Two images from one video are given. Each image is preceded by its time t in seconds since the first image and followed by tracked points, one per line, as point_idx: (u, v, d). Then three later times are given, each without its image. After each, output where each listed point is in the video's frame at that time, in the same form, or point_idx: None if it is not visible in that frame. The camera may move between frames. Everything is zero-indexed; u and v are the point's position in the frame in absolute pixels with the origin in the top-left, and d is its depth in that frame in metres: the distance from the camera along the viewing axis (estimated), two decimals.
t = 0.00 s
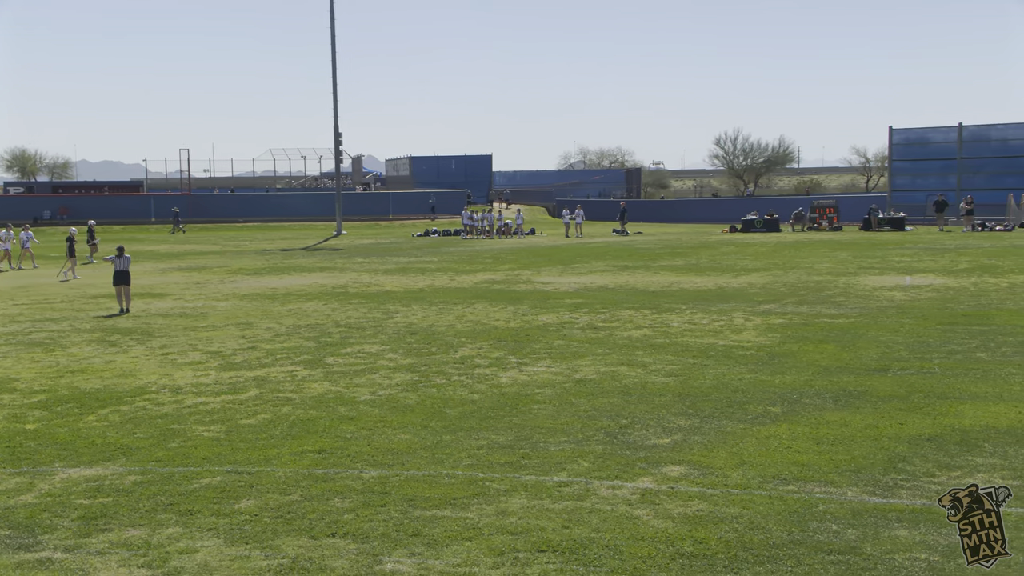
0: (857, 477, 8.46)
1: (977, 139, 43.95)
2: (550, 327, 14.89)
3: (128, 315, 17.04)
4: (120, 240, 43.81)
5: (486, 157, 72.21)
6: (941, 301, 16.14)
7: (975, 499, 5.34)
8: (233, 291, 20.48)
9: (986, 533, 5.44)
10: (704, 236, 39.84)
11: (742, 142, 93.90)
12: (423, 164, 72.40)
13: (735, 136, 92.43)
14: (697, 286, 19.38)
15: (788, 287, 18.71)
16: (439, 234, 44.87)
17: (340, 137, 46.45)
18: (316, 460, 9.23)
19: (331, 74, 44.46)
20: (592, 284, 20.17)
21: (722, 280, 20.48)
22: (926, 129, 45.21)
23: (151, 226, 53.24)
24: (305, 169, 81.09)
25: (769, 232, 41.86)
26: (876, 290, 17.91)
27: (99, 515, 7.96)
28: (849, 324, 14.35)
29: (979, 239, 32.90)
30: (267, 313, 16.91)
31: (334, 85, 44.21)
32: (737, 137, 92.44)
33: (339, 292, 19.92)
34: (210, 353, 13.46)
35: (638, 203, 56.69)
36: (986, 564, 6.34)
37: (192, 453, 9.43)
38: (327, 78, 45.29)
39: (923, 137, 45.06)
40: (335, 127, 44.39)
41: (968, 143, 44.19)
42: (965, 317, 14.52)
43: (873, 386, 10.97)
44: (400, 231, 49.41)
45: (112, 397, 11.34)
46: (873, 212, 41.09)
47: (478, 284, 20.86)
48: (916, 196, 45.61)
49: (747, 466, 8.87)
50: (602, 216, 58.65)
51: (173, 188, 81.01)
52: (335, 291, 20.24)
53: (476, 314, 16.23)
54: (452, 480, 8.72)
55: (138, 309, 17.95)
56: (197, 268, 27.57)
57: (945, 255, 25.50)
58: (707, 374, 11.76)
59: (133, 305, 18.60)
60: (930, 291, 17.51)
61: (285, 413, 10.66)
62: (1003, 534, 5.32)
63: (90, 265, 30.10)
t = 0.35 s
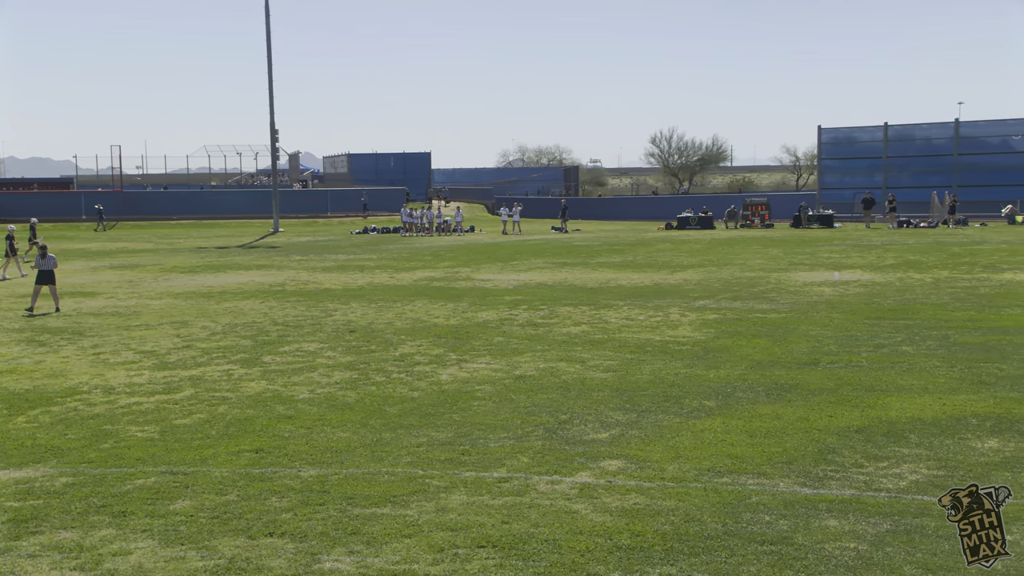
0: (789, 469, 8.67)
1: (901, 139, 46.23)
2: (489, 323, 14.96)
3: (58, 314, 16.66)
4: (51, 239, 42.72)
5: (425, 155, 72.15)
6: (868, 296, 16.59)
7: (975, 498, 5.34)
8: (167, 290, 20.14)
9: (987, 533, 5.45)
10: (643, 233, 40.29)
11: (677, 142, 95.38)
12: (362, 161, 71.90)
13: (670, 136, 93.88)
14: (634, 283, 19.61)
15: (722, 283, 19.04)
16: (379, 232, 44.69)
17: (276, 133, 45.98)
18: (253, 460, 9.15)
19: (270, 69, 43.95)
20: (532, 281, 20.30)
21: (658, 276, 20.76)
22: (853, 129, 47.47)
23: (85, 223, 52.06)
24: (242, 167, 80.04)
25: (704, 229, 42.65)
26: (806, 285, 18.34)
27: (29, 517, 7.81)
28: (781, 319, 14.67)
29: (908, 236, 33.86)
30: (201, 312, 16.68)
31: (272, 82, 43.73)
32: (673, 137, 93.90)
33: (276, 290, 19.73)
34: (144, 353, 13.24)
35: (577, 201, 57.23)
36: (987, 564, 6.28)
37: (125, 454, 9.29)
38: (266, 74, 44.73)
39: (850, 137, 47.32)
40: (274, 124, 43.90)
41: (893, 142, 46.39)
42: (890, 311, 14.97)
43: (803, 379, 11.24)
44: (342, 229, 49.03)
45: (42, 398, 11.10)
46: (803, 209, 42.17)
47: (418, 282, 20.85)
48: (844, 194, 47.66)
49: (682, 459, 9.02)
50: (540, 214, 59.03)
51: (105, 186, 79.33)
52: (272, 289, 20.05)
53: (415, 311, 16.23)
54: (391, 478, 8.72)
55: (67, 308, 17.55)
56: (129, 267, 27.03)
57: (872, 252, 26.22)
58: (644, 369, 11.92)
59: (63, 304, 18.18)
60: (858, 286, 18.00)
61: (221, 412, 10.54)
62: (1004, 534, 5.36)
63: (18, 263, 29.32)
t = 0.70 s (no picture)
0: (743, 463, 8.76)
1: (852, 137, 47.06)
2: (447, 321, 14.94)
3: (5, 314, 16.30)
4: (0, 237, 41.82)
5: (382, 151, 71.79)
6: (821, 292, 16.83)
7: (975, 499, 5.42)
8: (119, 289, 19.81)
9: (986, 533, 5.54)
10: (601, 230, 40.42)
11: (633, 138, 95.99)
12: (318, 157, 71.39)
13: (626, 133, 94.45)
14: (591, 280, 19.68)
15: (679, 280, 19.19)
16: (337, 229, 44.41)
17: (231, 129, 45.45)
18: (208, 460, 9.05)
19: (224, 65, 43.37)
20: (490, 278, 20.30)
21: (615, 273, 20.87)
22: (806, 127, 48.18)
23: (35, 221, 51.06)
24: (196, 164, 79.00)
25: (659, 226, 43.01)
26: (761, 282, 18.54)
27: None
28: (736, 315, 14.83)
29: (860, 232, 34.40)
30: (153, 310, 16.45)
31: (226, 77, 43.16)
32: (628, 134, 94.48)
33: (231, 288, 19.51)
34: (95, 352, 13.02)
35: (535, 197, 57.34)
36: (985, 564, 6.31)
37: (76, 454, 9.14)
38: (222, 69, 44.15)
39: (803, 135, 48.07)
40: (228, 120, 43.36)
41: (844, 139, 47.19)
42: (842, 307, 15.18)
43: (758, 374, 11.38)
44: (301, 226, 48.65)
45: None
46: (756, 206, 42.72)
47: (375, 279, 20.74)
48: (797, 191, 48.30)
49: (639, 455, 9.09)
50: (497, 210, 59.06)
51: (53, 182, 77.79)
52: (226, 287, 19.83)
53: (373, 309, 16.15)
54: (349, 476, 8.67)
55: (15, 307, 17.18)
56: (79, 264, 26.56)
57: (824, 248, 26.60)
58: (601, 366, 11.99)
59: (11, 303, 17.79)
60: (810, 282, 18.26)
61: (175, 412, 10.42)
62: (1004, 534, 5.43)
63: None
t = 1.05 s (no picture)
0: (718, 461, 8.81)
1: (825, 136, 47.39)
2: (424, 320, 14.92)
3: None
4: None
5: (357, 150, 71.50)
6: (795, 291, 16.94)
7: (974, 498, 5.65)
8: (91, 289, 19.60)
9: (985, 533, 5.79)
10: (576, 229, 40.59)
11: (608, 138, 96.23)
12: (293, 157, 71.03)
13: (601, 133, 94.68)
14: (567, 279, 19.69)
15: (654, 279, 19.27)
16: (312, 228, 44.22)
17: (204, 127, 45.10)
18: (181, 461, 8.99)
19: (197, 63, 43.00)
20: (466, 278, 20.28)
21: (591, 272, 20.91)
22: (780, 127, 48.48)
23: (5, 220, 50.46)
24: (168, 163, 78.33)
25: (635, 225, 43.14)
26: (735, 281, 18.62)
27: None
28: (711, 313, 14.91)
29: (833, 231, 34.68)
30: (126, 311, 16.31)
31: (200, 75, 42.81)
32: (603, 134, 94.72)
33: (204, 288, 19.36)
34: (66, 353, 12.90)
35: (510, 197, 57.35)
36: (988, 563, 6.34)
37: (48, 456, 9.04)
38: (195, 68, 43.78)
39: (776, 134, 48.34)
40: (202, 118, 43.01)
41: (817, 139, 47.52)
42: (815, 306, 15.27)
43: (732, 372, 11.46)
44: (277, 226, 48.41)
45: None
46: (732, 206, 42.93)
47: (351, 279, 20.64)
48: (771, 190, 48.60)
49: (615, 453, 9.11)
50: (472, 210, 59.06)
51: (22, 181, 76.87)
52: (200, 287, 19.68)
53: (348, 309, 16.09)
54: (324, 477, 8.64)
55: None
56: (50, 264, 26.27)
57: (798, 247, 26.77)
58: (577, 365, 12.02)
59: None
60: (784, 281, 18.38)
61: (148, 413, 10.34)
62: (1004, 535, 5.63)
63: None
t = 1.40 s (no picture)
0: (709, 461, 8.82)
1: (815, 137, 47.51)
2: (415, 321, 14.91)
3: None
4: None
5: (348, 150, 71.40)
6: (786, 291, 16.98)
7: (975, 499, 5.54)
8: (81, 289, 19.53)
9: (987, 532, 5.67)
10: (568, 229, 40.63)
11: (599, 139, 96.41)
12: (283, 156, 70.89)
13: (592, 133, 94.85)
14: (558, 279, 19.72)
15: (645, 279, 19.30)
16: (303, 228, 44.14)
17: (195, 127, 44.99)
18: (172, 462, 8.96)
19: (187, 63, 42.86)
20: (457, 278, 20.28)
21: (583, 272, 20.91)
22: (770, 128, 48.59)
23: None
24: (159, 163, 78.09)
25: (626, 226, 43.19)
26: (726, 281, 18.66)
27: None
28: (702, 313, 14.94)
29: (823, 232, 34.78)
30: (116, 311, 16.27)
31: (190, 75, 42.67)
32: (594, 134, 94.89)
33: (195, 289, 19.33)
34: (56, 353, 12.86)
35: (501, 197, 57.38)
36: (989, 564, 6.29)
37: (38, 457, 9.01)
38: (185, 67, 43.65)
39: (767, 135, 48.45)
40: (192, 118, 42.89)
41: (807, 140, 47.64)
42: (805, 306, 15.32)
43: (724, 372, 11.48)
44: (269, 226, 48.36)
45: None
46: (722, 206, 43.02)
47: (342, 279, 20.61)
48: (761, 190, 48.76)
49: (607, 453, 9.12)
50: (464, 210, 59.07)
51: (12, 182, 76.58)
52: (191, 287, 19.62)
53: (340, 309, 16.07)
54: (316, 478, 8.62)
55: None
56: (40, 265, 26.21)
57: (788, 247, 26.81)
58: (569, 365, 12.02)
59: None
60: (775, 281, 18.42)
61: (138, 413, 10.31)
62: (1004, 534, 5.54)
63: None
